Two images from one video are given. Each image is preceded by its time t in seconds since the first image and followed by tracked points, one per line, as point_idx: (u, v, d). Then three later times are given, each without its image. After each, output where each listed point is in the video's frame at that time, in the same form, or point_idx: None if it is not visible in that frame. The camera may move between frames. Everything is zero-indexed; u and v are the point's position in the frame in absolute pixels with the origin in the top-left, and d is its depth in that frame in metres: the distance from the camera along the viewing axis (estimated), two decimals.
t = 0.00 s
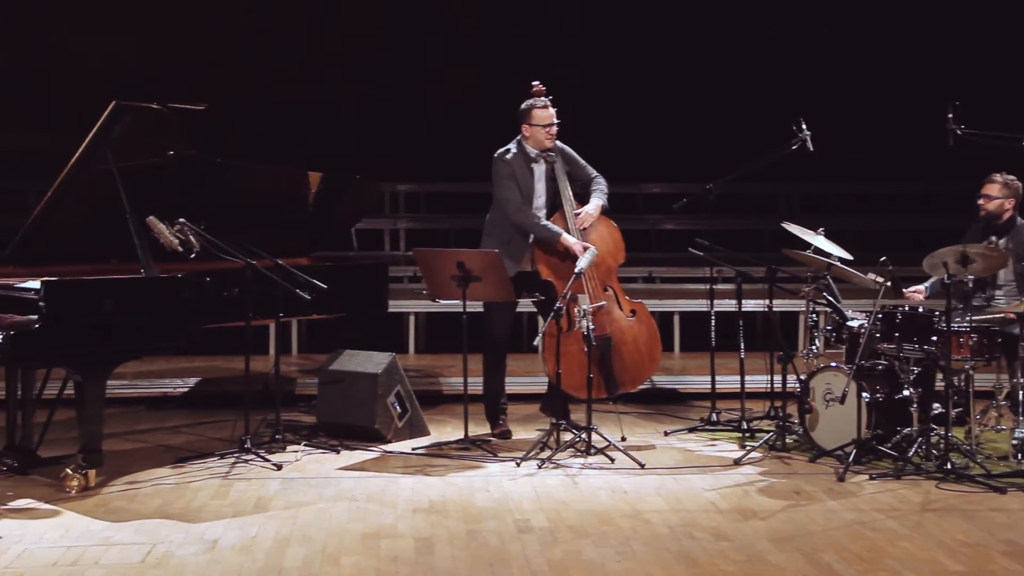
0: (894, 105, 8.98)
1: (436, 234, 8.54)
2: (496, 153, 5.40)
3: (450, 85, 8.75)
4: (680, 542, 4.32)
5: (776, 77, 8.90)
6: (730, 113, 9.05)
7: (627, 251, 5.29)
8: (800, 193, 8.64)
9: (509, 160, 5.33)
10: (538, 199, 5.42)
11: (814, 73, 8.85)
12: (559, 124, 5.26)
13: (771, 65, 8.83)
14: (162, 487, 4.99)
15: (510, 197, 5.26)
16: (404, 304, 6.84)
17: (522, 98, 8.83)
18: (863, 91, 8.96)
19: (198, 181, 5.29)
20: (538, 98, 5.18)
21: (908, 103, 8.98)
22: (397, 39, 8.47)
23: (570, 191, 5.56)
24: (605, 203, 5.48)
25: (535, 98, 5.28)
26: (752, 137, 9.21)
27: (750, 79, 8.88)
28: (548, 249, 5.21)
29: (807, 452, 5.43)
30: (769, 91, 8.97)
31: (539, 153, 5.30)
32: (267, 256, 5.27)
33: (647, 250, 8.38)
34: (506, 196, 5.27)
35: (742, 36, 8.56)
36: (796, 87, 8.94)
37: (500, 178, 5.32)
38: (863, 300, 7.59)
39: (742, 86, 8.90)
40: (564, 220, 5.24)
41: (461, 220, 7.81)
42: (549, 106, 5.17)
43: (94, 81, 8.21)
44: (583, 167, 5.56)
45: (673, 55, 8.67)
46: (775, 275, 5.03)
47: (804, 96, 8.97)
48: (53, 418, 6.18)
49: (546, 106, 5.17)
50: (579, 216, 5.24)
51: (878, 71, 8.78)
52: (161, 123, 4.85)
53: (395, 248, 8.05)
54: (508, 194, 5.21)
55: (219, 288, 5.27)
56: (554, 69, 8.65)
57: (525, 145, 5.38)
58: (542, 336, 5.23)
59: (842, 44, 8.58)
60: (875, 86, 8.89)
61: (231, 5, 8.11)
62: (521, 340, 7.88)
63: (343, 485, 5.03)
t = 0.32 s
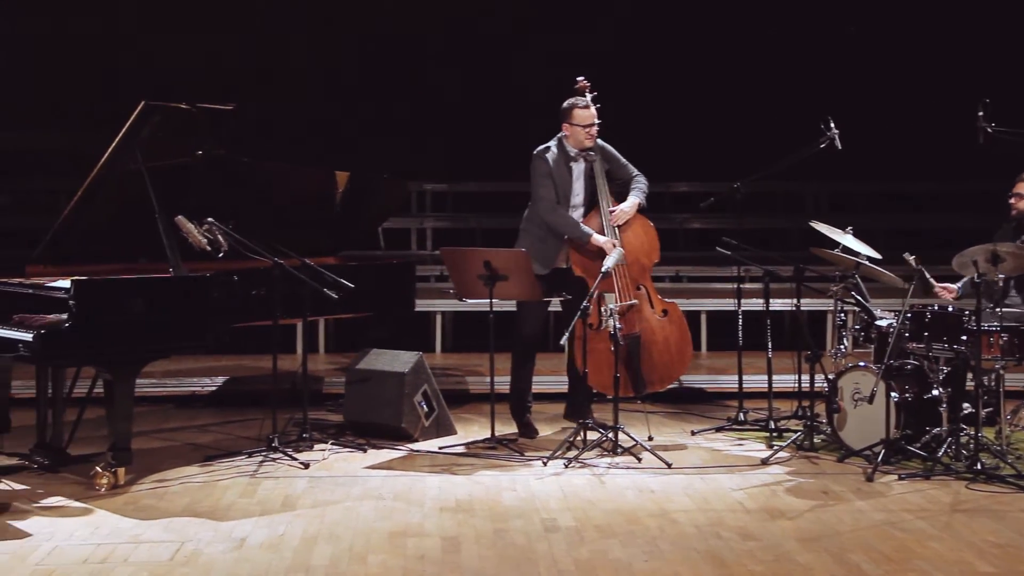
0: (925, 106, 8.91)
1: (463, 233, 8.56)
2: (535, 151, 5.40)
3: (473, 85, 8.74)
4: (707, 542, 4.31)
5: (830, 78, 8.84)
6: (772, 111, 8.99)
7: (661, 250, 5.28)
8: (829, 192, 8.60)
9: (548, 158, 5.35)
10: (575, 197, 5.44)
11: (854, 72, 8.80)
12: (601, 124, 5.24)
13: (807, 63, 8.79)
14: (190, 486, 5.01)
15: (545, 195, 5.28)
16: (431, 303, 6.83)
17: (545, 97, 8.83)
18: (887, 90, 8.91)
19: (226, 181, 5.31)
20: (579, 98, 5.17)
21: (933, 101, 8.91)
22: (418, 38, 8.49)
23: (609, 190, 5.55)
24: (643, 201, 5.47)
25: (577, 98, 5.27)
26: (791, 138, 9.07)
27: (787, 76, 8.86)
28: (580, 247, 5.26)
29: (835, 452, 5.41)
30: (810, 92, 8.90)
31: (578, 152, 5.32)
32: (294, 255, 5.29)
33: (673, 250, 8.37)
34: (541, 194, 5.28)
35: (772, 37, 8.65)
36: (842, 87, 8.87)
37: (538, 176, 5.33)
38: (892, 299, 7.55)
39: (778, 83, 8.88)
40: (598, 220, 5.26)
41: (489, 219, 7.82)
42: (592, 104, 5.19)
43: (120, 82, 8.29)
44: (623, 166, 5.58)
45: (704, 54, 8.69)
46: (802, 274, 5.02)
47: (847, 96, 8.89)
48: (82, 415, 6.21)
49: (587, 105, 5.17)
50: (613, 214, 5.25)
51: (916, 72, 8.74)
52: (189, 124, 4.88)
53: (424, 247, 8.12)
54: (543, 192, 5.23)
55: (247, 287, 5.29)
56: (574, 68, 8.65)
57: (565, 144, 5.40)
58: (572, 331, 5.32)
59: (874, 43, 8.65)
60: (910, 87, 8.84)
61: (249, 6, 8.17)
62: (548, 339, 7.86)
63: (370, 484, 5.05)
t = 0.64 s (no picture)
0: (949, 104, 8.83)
1: (493, 232, 8.56)
2: (573, 151, 5.44)
3: (499, 84, 8.72)
4: (738, 542, 4.30)
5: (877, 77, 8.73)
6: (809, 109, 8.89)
7: (694, 250, 5.28)
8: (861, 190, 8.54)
9: (585, 159, 5.38)
10: (610, 198, 5.48)
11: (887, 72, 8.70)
12: (638, 128, 5.27)
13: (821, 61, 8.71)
14: (222, 483, 5.03)
15: (579, 195, 5.31)
16: (461, 301, 6.83)
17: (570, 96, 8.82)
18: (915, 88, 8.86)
19: (258, 180, 5.33)
20: (617, 103, 5.20)
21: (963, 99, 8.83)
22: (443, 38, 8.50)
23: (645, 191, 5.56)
24: (678, 201, 5.50)
25: (614, 102, 5.30)
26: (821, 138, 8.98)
27: (811, 76, 8.75)
28: (613, 246, 5.28)
29: (867, 451, 5.38)
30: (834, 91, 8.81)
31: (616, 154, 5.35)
32: (325, 254, 5.30)
33: (703, 249, 8.35)
34: (575, 193, 5.31)
35: (801, 35, 8.57)
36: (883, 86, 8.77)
37: (575, 175, 5.36)
38: (924, 298, 7.49)
39: (799, 83, 8.79)
40: (632, 219, 5.28)
41: (519, 216, 7.79)
42: (631, 109, 5.20)
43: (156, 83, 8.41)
44: (660, 167, 5.59)
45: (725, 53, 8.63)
46: (834, 273, 5.00)
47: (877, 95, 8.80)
48: (116, 413, 6.26)
49: (626, 110, 5.18)
50: (646, 212, 5.27)
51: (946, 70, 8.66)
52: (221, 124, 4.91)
53: (455, 246, 8.14)
54: (577, 191, 5.26)
55: (278, 285, 5.32)
56: (599, 67, 8.64)
57: (603, 145, 5.43)
58: (604, 330, 5.35)
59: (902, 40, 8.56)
60: (931, 85, 8.76)
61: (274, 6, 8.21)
62: (578, 338, 7.85)
63: (400, 483, 5.06)
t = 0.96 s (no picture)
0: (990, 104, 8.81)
1: (525, 232, 8.56)
2: (602, 153, 5.43)
3: (527, 84, 8.73)
4: (771, 542, 4.28)
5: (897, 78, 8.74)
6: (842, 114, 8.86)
7: (725, 248, 5.25)
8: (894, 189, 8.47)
9: (615, 160, 5.37)
10: (640, 200, 5.46)
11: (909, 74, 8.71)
12: (667, 131, 5.26)
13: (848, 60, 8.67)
14: (255, 482, 5.06)
15: (608, 196, 5.31)
16: (493, 301, 6.82)
17: (597, 95, 8.82)
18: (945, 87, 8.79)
19: (291, 181, 5.36)
20: (647, 106, 5.19)
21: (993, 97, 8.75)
22: (468, 38, 8.52)
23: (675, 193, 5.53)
24: (707, 200, 5.43)
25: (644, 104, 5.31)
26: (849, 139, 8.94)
27: (833, 78, 8.74)
28: (642, 247, 5.28)
29: (901, 452, 5.35)
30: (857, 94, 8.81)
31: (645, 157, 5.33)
32: (356, 253, 5.30)
33: (736, 248, 8.32)
34: (604, 194, 5.29)
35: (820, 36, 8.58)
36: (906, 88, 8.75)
37: (604, 177, 5.35)
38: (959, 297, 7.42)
39: (823, 84, 8.77)
40: (661, 220, 5.27)
41: (550, 216, 7.78)
42: (661, 113, 5.19)
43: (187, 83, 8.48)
44: (691, 169, 5.55)
45: (749, 52, 8.61)
46: (867, 272, 4.96)
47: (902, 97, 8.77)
48: (150, 411, 6.31)
49: (655, 115, 5.18)
50: (676, 212, 5.25)
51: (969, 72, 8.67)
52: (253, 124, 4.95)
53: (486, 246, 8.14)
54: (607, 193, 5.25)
55: (311, 285, 5.33)
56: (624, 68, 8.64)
57: (633, 147, 5.41)
58: (636, 331, 5.37)
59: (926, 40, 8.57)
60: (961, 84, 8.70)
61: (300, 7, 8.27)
62: (609, 338, 7.84)
63: (432, 482, 5.06)
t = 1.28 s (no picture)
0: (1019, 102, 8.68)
1: (560, 231, 8.54)
2: (634, 152, 5.40)
3: (554, 84, 8.73)
4: (806, 543, 4.25)
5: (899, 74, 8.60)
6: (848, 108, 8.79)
7: (759, 247, 5.22)
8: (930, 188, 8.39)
9: (647, 160, 5.34)
10: (672, 199, 5.42)
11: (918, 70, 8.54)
12: (699, 131, 5.23)
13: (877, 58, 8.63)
14: (290, 480, 5.08)
15: (640, 195, 5.28)
16: (527, 300, 6.82)
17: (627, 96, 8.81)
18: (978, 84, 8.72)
19: (325, 179, 5.37)
20: (678, 106, 5.17)
21: None
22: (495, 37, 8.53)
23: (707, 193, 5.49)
24: (740, 199, 5.37)
25: (675, 104, 5.27)
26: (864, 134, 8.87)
27: (848, 75, 8.65)
28: (675, 246, 5.27)
29: (938, 453, 5.31)
30: (867, 91, 8.71)
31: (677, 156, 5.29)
32: (390, 253, 5.30)
33: (771, 248, 8.28)
34: (637, 194, 5.27)
35: (834, 34, 8.47)
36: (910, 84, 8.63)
37: (636, 176, 5.32)
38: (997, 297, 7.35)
39: (832, 82, 8.72)
40: (694, 219, 5.24)
41: (584, 216, 7.77)
42: (692, 112, 5.15)
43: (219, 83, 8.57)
44: (722, 167, 5.46)
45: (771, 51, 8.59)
46: (904, 271, 4.91)
47: (916, 94, 8.65)
48: (187, 409, 6.37)
49: (686, 114, 5.13)
50: (709, 211, 5.22)
51: (993, 67, 8.45)
52: (288, 124, 4.97)
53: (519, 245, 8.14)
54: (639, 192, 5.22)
55: (346, 284, 5.36)
56: (651, 67, 8.63)
57: (664, 147, 5.38)
58: (670, 331, 5.36)
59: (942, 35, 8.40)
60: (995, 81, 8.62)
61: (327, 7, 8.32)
62: (643, 337, 7.82)
63: (466, 481, 5.07)
